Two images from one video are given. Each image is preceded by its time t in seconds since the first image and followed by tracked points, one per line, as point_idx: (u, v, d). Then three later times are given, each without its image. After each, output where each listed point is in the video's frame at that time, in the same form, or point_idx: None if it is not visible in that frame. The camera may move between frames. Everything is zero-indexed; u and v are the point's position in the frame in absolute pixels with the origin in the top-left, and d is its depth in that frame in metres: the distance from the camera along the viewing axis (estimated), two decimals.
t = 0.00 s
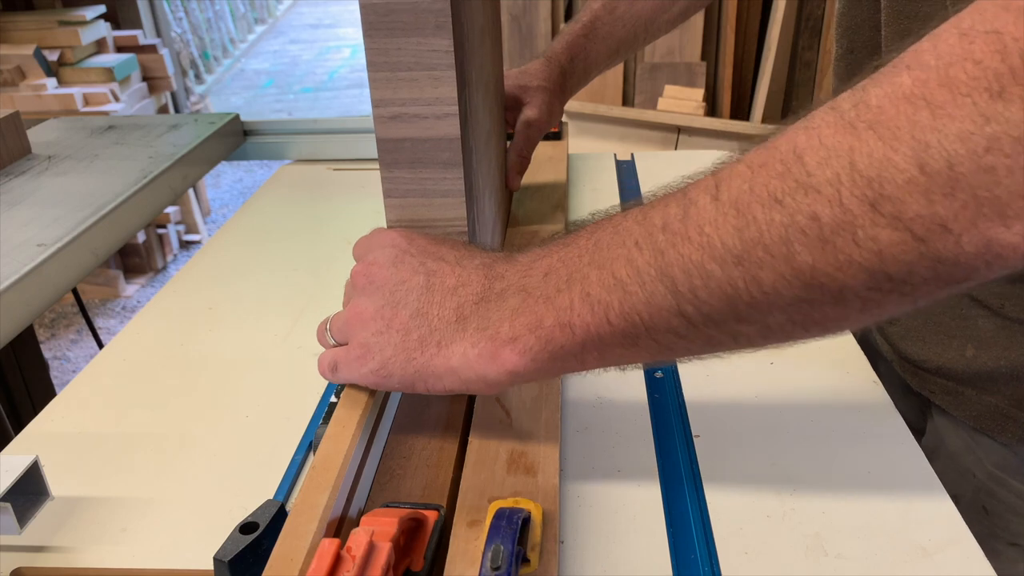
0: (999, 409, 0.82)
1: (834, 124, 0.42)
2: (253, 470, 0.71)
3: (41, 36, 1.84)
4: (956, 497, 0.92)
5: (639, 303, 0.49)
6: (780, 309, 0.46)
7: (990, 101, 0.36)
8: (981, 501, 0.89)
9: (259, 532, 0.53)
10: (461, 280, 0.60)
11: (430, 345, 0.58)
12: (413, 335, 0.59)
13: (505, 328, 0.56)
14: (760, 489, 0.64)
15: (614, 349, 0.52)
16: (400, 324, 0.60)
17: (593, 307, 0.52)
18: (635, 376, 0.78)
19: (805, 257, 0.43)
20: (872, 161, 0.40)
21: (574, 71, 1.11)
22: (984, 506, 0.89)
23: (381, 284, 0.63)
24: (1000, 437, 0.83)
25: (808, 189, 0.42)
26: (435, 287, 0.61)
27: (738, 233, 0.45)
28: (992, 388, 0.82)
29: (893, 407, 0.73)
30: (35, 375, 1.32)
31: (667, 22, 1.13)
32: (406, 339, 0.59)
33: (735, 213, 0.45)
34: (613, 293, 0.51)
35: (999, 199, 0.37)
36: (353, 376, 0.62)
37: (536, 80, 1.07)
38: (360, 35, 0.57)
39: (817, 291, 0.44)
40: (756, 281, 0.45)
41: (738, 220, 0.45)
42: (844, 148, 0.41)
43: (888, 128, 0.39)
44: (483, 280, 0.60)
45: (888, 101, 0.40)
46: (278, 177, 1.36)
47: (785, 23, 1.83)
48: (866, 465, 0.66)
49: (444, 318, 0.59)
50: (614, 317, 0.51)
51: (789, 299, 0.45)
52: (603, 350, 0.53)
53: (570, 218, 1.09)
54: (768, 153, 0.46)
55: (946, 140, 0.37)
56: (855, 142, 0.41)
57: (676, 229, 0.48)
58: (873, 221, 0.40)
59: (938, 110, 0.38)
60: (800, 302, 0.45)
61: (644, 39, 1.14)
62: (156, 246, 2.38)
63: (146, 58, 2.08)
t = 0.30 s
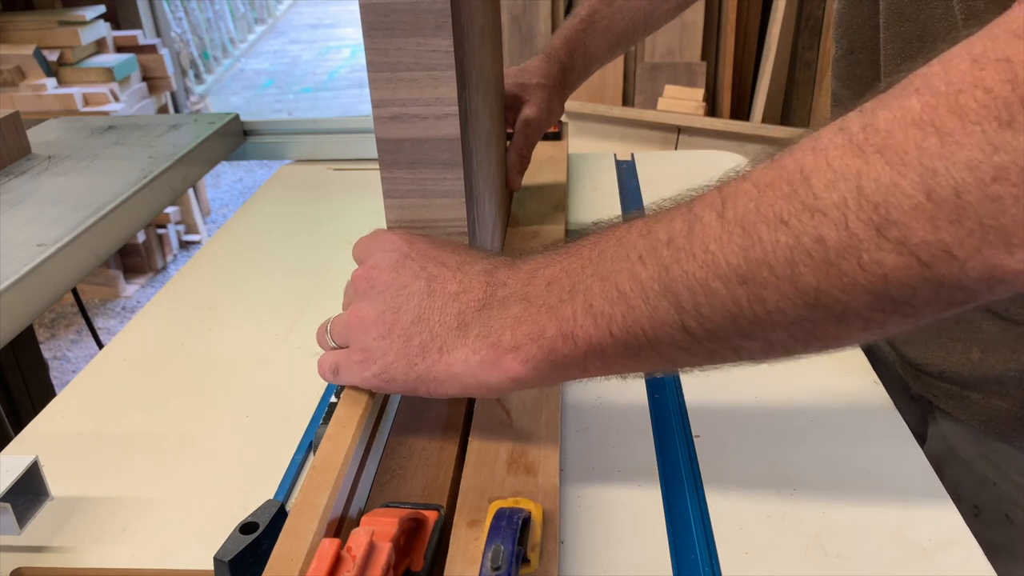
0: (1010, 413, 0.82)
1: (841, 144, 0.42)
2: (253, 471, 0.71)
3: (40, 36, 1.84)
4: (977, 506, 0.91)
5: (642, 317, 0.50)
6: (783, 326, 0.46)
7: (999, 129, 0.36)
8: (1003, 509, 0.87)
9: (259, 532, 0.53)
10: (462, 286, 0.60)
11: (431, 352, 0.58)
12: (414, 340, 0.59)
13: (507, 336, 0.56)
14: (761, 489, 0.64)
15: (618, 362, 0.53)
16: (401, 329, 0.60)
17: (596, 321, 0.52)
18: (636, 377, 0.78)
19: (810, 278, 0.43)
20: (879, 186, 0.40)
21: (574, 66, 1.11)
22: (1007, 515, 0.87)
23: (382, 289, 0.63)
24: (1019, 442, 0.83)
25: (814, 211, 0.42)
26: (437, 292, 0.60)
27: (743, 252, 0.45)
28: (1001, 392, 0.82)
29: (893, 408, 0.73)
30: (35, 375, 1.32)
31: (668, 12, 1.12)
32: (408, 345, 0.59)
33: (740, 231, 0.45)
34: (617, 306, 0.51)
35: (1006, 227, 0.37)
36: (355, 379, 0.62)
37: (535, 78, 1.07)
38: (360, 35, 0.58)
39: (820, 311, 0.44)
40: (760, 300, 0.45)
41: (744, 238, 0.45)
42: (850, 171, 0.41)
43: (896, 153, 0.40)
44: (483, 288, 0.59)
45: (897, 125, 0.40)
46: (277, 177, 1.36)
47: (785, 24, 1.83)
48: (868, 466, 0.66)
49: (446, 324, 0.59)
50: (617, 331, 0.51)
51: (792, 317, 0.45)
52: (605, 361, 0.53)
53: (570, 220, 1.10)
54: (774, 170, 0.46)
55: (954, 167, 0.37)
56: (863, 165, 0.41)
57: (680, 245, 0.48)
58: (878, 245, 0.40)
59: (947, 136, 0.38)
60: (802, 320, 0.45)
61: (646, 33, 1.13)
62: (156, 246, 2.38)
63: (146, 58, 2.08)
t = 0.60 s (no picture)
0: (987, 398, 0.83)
1: (819, 113, 0.42)
2: (252, 470, 0.71)
3: (40, 36, 1.84)
4: (963, 485, 0.90)
5: (631, 295, 0.49)
6: (769, 298, 0.46)
7: (968, 86, 0.36)
8: (988, 487, 0.87)
9: (259, 531, 0.53)
10: (462, 275, 0.61)
11: (432, 340, 0.59)
12: (415, 329, 0.60)
13: (504, 320, 0.56)
14: (760, 488, 0.63)
15: (607, 338, 0.52)
16: (403, 318, 0.61)
17: (587, 300, 0.52)
18: (634, 375, 0.78)
19: (792, 246, 0.43)
20: (854, 150, 0.40)
21: (572, 64, 1.11)
22: (991, 493, 0.87)
23: (385, 281, 0.63)
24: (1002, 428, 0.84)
25: (792, 179, 0.42)
26: (437, 282, 0.61)
27: (726, 223, 0.45)
28: (978, 381, 0.84)
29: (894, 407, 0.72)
30: (35, 375, 1.32)
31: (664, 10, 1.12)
32: (410, 334, 0.60)
33: (723, 204, 0.46)
34: (606, 285, 0.51)
35: (981, 183, 0.37)
36: (354, 371, 0.62)
37: (534, 76, 1.08)
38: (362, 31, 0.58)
39: (804, 279, 0.44)
40: (744, 271, 0.45)
41: (726, 208, 0.45)
42: (826, 138, 0.41)
43: (869, 117, 0.40)
44: (482, 276, 0.60)
45: (869, 90, 0.40)
46: (276, 177, 1.36)
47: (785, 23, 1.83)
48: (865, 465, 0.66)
49: (446, 311, 0.59)
50: (609, 310, 0.51)
51: (777, 287, 0.45)
52: (600, 341, 0.53)
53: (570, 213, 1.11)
54: (755, 144, 0.46)
55: (926, 126, 0.38)
56: (838, 132, 0.41)
57: (667, 222, 0.49)
58: (856, 209, 0.40)
59: (918, 97, 0.38)
60: (789, 291, 0.45)
61: (646, 32, 1.13)
62: (156, 246, 2.38)
63: (146, 58, 2.08)
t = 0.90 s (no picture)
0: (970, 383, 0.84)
1: (791, 94, 0.45)
2: (252, 469, 0.71)
3: (40, 36, 1.84)
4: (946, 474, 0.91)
5: (623, 267, 0.52)
6: (751, 267, 0.48)
7: (925, 62, 0.39)
8: (971, 474, 0.88)
9: (259, 531, 0.53)
10: (468, 252, 0.63)
11: (441, 313, 0.61)
12: (424, 303, 0.62)
13: (506, 293, 0.58)
14: (760, 489, 0.63)
15: (596, 305, 0.54)
16: (413, 293, 0.63)
17: (583, 272, 0.54)
18: (634, 374, 0.78)
19: (767, 216, 0.45)
20: (823, 125, 0.42)
21: (572, 58, 1.11)
22: (976, 479, 0.88)
23: (395, 259, 0.65)
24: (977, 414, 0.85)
25: (767, 153, 0.45)
26: (445, 259, 0.63)
27: (707, 196, 0.47)
28: (967, 371, 0.84)
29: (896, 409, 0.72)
30: (35, 375, 1.32)
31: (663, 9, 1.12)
32: (420, 307, 0.62)
33: (704, 178, 0.47)
34: (599, 258, 0.53)
35: (937, 152, 0.39)
36: (367, 343, 0.65)
37: (536, 68, 1.08)
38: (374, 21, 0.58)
39: (780, 247, 0.46)
40: (725, 240, 0.47)
41: (707, 181, 0.47)
42: (797, 115, 0.44)
43: (835, 93, 0.42)
44: (487, 254, 0.62)
45: (836, 69, 0.42)
46: (276, 177, 1.36)
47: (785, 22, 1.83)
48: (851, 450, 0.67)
49: (454, 287, 0.62)
50: (602, 282, 0.53)
51: (757, 256, 0.47)
52: (595, 312, 0.55)
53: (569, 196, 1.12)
54: (734, 123, 0.48)
55: (887, 100, 0.40)
56: (808, 108, 0.43)
57: (655, 198, 0.50)
58: (825, 179, 0.43)
59: (880, 74, 0.40)
60: (767, 259, 0.47)
61: (646, 28, 1.13)
62: (156, 246, 2.39)
63: (146, 58, 2.08)
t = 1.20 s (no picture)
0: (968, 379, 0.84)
1: (780, 83, 0.45)
2: (252, 469, 0.71)
3: (41, 36, 1.84)
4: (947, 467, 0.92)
5: (618, 254, 0.52)
6: (741, 254, 0.48)
7: (908, 52, 0.39)
8: (972, 468, 0.89)
9: (259, 531, 0.53)
10: (470, 242, 0.64)
11: (444, 302, 0.63)
12: (428, 292, 0.64)
13: (507, 282, 0.59)
14: (760, 489, 0.63)
15: (591, 291, 0.55)
16: (417, 282, 0.65)
17: (580, 260, 0.54)
18: (635, 374, 0.78)
19: (758, 202, 0.45)
20: (811, 114, 0.42)
21: (572, 56, 1.11)
22: (975, 472, 0.89)
23: (400, 249, 0.67)
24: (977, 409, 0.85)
25: (758, 142, 0.45)
26: (448, 249, 0.64)
27: (700, 183, 0.47)
28: (966, 367, 0.84)
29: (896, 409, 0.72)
30: (35, 374, 1.32)
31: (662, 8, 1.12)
32: (424, 296, 0.64)
33: (697, 166, 0.48)
34: (596, 246, 0.53)
35: (921, 139, 0.40)
36: (370, 332, 0.66)
37: (536, 66, 1.08)
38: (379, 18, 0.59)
39: (769, 234, 0.46)
40: (716, 227, 0.47)
41: (698, 170, 0.47)
42: (787, 104, 0.44)
43: (823, 82, 0.42)
44: (489, 244, 0.63)
45: (824, 60, 0.43)
46: (278, 177, 1.36)
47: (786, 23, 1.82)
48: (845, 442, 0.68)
49: (457, 275, 0.63)
50: (598, 270, 0.53)
51: (747, 243, 0.47)
52: (592, 299, 0.55)
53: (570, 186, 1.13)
54: (728, 112, 0.48)
55: (873, 89, 0.40)
56: (797, 98, 0.43)
57: (649, 186, 0.51)
58: (813, 166, 0.43)
59: (865, 64, 0.40)
60: (757, 246, 0.47)
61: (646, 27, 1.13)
62: (156, 246, 2.39)
63: (146, 58, 2.08)
